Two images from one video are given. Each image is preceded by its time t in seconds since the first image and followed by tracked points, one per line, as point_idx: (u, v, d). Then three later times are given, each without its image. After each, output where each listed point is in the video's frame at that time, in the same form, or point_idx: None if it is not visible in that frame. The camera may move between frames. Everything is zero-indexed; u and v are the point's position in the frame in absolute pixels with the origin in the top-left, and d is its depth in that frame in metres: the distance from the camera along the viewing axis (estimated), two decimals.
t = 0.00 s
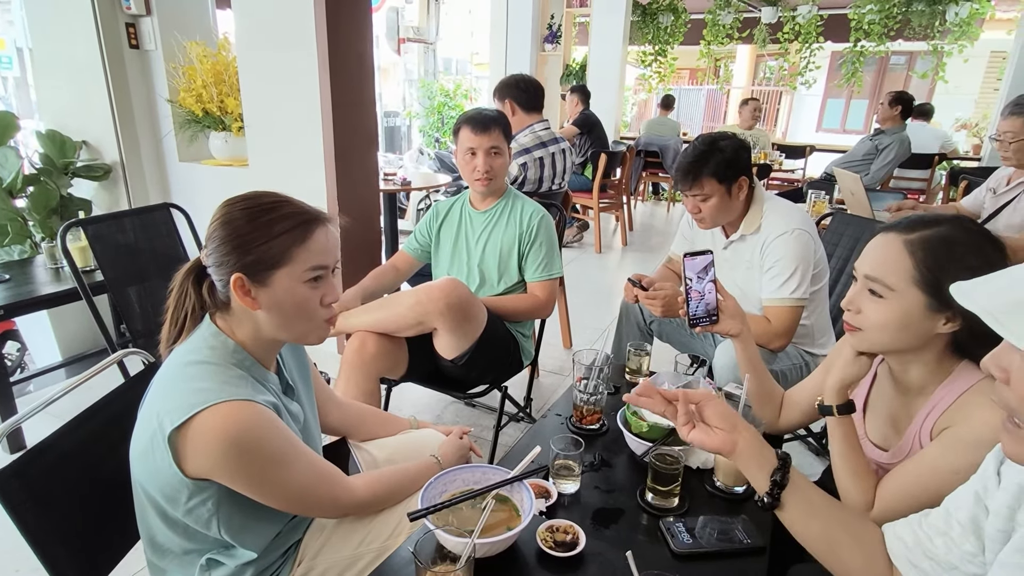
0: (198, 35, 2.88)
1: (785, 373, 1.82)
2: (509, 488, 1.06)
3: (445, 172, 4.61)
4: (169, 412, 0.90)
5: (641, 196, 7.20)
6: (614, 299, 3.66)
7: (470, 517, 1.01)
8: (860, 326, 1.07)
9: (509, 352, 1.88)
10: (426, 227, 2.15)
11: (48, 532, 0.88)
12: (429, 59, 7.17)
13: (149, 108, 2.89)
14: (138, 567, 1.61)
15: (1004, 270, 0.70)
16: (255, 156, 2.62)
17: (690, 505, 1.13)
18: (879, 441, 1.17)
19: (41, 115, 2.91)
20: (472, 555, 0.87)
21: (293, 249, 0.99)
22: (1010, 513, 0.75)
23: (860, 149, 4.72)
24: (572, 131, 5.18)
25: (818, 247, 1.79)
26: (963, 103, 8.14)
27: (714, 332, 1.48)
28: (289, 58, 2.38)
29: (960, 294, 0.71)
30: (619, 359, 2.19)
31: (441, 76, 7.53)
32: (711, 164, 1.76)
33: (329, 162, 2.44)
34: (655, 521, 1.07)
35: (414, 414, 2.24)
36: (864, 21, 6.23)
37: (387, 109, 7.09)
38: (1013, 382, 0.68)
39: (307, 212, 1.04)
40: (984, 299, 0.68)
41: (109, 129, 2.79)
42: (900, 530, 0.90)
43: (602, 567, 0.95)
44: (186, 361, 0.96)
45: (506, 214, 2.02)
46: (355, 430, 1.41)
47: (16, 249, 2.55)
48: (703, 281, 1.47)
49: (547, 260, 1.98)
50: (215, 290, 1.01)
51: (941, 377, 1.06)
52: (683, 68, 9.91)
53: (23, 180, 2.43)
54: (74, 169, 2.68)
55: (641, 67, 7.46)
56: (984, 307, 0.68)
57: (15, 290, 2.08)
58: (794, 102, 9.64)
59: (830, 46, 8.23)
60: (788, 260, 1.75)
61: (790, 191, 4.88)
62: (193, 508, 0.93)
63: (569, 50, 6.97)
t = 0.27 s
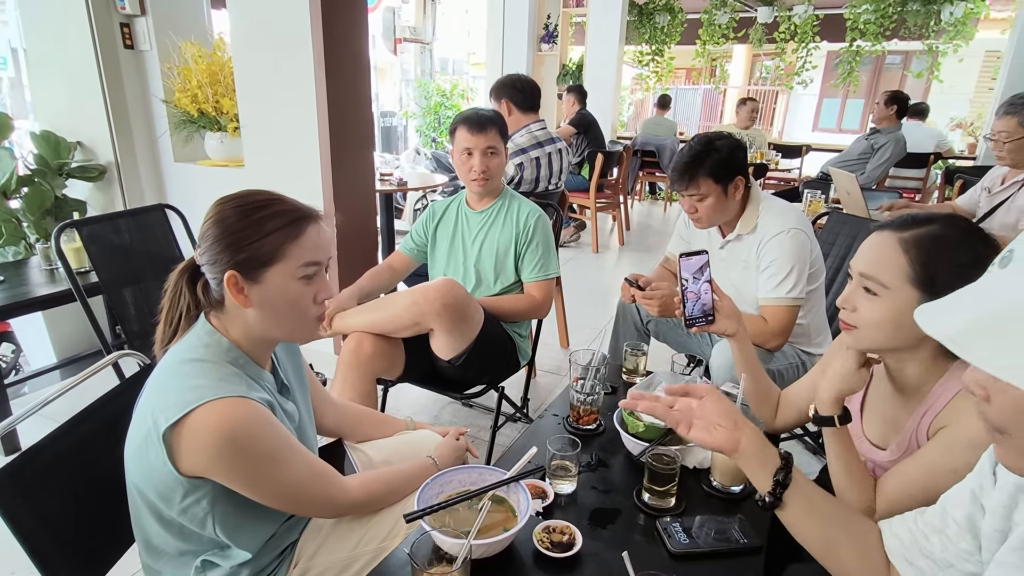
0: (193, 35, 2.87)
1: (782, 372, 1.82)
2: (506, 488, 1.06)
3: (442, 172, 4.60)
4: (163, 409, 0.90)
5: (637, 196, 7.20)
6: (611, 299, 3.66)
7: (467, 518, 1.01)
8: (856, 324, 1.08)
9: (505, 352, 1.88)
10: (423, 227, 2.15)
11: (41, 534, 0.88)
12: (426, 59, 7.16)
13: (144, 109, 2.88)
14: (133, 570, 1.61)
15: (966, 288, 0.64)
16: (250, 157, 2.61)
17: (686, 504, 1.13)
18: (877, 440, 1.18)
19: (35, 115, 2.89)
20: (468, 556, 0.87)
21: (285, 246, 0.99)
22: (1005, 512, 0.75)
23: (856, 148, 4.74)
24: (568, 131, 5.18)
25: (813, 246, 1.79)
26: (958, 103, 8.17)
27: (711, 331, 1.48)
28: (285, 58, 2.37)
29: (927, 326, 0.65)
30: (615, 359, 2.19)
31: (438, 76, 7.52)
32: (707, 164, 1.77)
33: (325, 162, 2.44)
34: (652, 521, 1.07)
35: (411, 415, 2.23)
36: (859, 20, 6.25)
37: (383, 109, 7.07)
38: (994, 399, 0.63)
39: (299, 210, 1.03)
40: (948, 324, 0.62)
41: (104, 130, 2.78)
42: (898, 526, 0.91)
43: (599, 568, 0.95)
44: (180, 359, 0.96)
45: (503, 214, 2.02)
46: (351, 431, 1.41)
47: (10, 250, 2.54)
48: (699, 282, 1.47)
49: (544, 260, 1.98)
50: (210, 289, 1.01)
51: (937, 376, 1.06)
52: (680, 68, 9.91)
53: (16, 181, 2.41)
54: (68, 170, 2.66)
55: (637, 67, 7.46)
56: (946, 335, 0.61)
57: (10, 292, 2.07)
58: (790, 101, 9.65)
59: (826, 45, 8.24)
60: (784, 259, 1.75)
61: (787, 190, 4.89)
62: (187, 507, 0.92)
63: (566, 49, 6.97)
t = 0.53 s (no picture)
0: (189, 34, 2.86)
1: (780, 371, 1.82)
2: (504, 489, 1.05)
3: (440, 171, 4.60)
4: (163, 407, 0.89)
5: (635, 195, 7.20)
6: (610, 298, 3.66)
7: (466, 518, 1.00)
8: (855, 320, 1.09)
9: (503, 352, 1.87)
10: (420, 227, 2.14)
11: (37, 536, 0.87)
12: (423, 58, 7.15)
13: (140, 108, 2.87)
14: (130, 572, 1.60)
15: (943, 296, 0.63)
16: (247, 156, 2.60)
17: (685, 504, 1.12)
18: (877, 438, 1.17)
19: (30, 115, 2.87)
20: (466, 558, 0.86)
21: (286, 244, 0.98)
22: (1002, 511, 0.74)
23: (854, 147, 4.74)
24: (566, 130, 5.18)
25: (812, 244, 1.79)
26: (955, 101, 8.19)
27: (709, 331, 1.48)
28: (282, 56, 2.36)
29: (902, 332, 0.63)
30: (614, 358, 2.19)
31: (435, 76, 7.51)
32: (707, 163, 1.76)
33: (323, 162, 2.43)
34: (651, 521, 1.07)
35: (409, 415, 2.23)
36: (856, 19, 6.25)
37: (381, 109, 7.05)
38: (971, 403, 0.64)
39: (299, 208, 1.03)
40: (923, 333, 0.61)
41: (99, 130, 2.76)
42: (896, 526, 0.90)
43: (598, 568, 0.94)
44: (180, 357, 0.95)
45: (501, 213, 2.01)
46: (348, 432, 1.40)
47: (5, 251, 2.53)
48: (697, 282, 1.46)
49: (542, 259, 1.97)
50: (211, 288, 1.00)
51: (936, 374, 1.06)
52: (678, 67, 9.91)
53: (11, 181, 2.40)
54: (64, 170, 2.65)
55: (635, 66, 7.45)
56: (921, 343, 0.60)
57: (5, 292, 2.05)
58: (788, 100, 9.66)
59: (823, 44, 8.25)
60: (783, 258, 1.75)
61: (784, 189, 4.89)
62: (186, 506, 0.92)
63: (563, 48, 6.96)
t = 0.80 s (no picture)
0: (185, 32, 2.84)
1: (778, 370, 1.82)
2: (503, 490, 1.05)
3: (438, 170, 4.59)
4: (159, 407, 0.88)
5: (634, 193, 7.20)
6: (608, 297, 3.66)
7: (464, 519, 1.00)
8: (853, 319, 1.09)
9: (501, 351, 1.87)
10: (418, 226, 2.13)
11: (32, 537, 0.86)
12: (421, 56, 7.13)
13: (136, 107, 2.86)
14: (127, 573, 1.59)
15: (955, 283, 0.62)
16: (244, 155, 2.59)
17: (684, 504, 1.12)
18: (874, 438, 1.17)
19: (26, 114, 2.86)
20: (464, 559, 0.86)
21: (286, 245, 0.98)
22: (1003, 511, 0.74)
23: (852, 145, 4.74)
24: (564, 128, 5.17)
25: (811, 243, 1.78)
26: (953, 99, 8.18)
27: (708, 330, 1.48)
28: (279, 55, 2.35)
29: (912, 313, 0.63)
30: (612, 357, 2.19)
31: (433, 74, 7.51)
32: (707, 162, 1.76)
33: (320, 161, 2.42)
34: (649, 521, 1.06)
35: (407, 415, 2.22)
36: (854, 17, 6.25)
37: (379, 107, 7.03)
38: (970, 388, 0.63)
39: (300, 209, 1.02)
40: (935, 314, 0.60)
41: (95, 129, 2.75)
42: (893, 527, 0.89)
43: (596, 568, 0.94)
44: (176, 357, 0.94)
45: (499, 212, 2.01)
46: (346, 432, 1.40)
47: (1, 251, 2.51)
48: (695, 281, 1.45)
49: (540, 258, 1.97)
50: (208, 286, 0.99)
51: (935, 373, 1.06)
52: (676, 65, 9.90)
53: (6, 181, 2.39)
54: (60, 170, 2.64)
55: (633, 64, 7.45)
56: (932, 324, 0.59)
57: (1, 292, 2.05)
58: (786, 98, 9.65)
59: (821, 43, 8.24)
60: (782, 257, 1.75)
61: (782, 187, 4.89)
62: (183, 507, 0.91)
63: (561, 47, 6.95)
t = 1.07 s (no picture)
0: (182, 32, 2.84)
1: (777, 370, 1.82)
2: (500, 490, 1.05)
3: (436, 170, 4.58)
4: (152, 408, 0.88)
5: (632, 193, 7.20)
6: (607, 297, 3.65)
7: (461, 521, 1.00)
8: (851, 320, 1.09)
9: (499, 351, 1.86)
10: (415, 226, 2.13)
11: (27, 540, 0.86)
12: (419, 56, 7.12)
13: (133, 107, 2.85)
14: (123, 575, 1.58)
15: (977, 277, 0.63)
16: (241, 155, 2.59)
17: (682, 504, 1.12)
18: (873, 439, 1.17)
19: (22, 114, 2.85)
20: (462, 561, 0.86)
21: (280, 245, 0.97)
22: (1004, 512, 0.74)
23: (851, 144, 4.74)
24: (563, 128, 5.17)
25: (809, 243, 1.78)
26: (952, 99, 8.19)
27: (705, 330, 1.48)
28: (276, 54, 2.35)
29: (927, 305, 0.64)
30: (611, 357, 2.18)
31: (432, 74, 7.51)
32: (705, 160, 1.75)
33: (318, 161, 2.42)
34: (648, 522, 1.06)
35: (405, 415, 2.22)
36: (852, 17, 6.25)
37: (377, 107, 7.02)
38: (984, 383, 0.62)
39: (295, 209, 1.02)
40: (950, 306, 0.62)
41: (92, 129, 2.74)
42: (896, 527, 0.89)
43: (594, 569, 0.94)
44: (170, 358, 0.94)
45: (497, 212, 2.01)
46: (343, 433, 1.39)
47: None
48: (692, 281, 1.45)
49: (538, 258, 1.96)
50: (200, 284, 0.99)
51: (932, 374, 1.06)
52: (674, 65, 9.90)
53: (3, 181, 2.38)
54: (57, 169, 2.63)
55: (632, 64, 7.45)
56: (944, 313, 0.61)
57: None
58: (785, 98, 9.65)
59: (819, 42, 8.25)
60: (780, 256, 1.74)
61: (781, 187, 4.89)
62: (177, 509, 0.91)
63: (560, 47, 6.95)
